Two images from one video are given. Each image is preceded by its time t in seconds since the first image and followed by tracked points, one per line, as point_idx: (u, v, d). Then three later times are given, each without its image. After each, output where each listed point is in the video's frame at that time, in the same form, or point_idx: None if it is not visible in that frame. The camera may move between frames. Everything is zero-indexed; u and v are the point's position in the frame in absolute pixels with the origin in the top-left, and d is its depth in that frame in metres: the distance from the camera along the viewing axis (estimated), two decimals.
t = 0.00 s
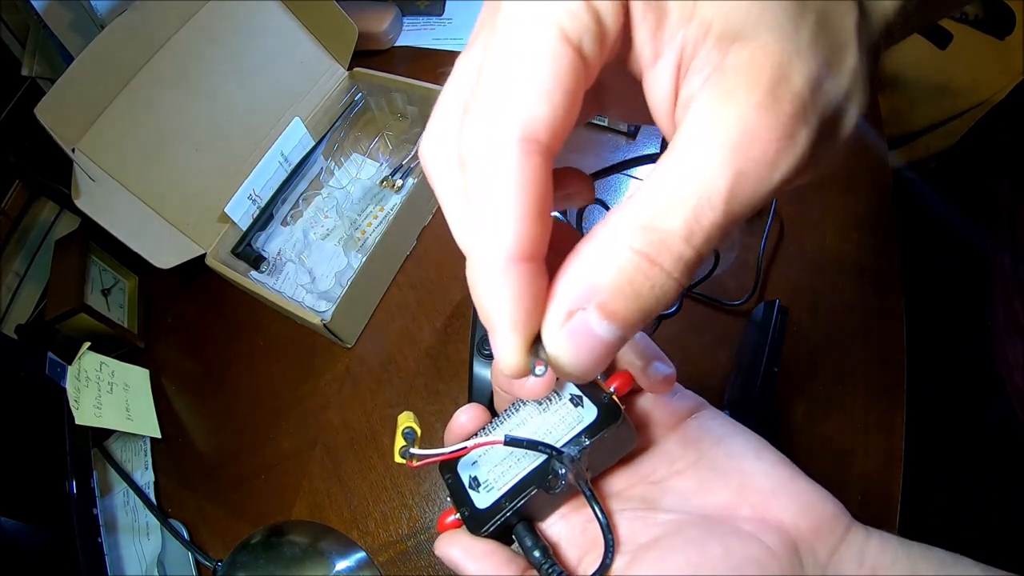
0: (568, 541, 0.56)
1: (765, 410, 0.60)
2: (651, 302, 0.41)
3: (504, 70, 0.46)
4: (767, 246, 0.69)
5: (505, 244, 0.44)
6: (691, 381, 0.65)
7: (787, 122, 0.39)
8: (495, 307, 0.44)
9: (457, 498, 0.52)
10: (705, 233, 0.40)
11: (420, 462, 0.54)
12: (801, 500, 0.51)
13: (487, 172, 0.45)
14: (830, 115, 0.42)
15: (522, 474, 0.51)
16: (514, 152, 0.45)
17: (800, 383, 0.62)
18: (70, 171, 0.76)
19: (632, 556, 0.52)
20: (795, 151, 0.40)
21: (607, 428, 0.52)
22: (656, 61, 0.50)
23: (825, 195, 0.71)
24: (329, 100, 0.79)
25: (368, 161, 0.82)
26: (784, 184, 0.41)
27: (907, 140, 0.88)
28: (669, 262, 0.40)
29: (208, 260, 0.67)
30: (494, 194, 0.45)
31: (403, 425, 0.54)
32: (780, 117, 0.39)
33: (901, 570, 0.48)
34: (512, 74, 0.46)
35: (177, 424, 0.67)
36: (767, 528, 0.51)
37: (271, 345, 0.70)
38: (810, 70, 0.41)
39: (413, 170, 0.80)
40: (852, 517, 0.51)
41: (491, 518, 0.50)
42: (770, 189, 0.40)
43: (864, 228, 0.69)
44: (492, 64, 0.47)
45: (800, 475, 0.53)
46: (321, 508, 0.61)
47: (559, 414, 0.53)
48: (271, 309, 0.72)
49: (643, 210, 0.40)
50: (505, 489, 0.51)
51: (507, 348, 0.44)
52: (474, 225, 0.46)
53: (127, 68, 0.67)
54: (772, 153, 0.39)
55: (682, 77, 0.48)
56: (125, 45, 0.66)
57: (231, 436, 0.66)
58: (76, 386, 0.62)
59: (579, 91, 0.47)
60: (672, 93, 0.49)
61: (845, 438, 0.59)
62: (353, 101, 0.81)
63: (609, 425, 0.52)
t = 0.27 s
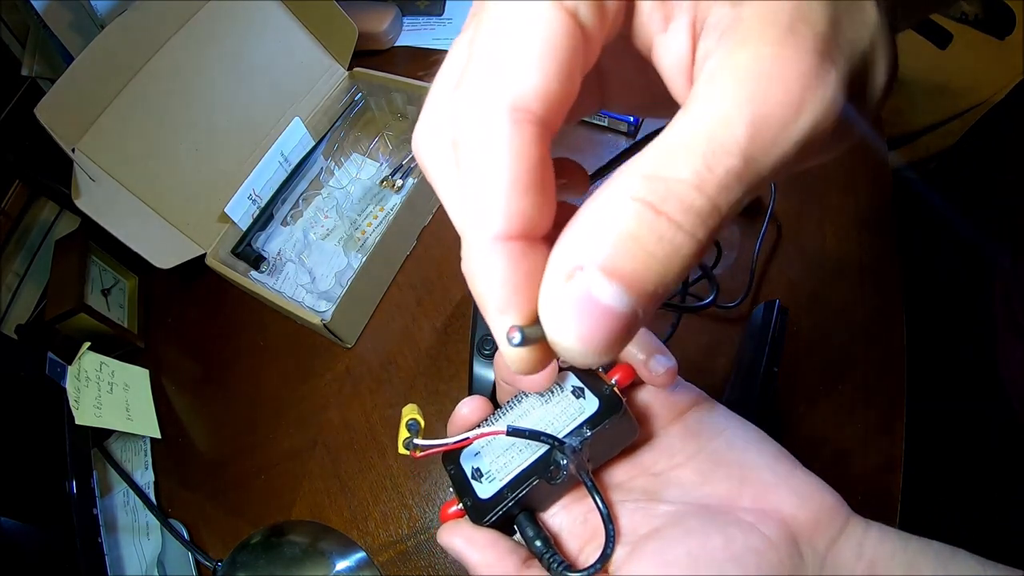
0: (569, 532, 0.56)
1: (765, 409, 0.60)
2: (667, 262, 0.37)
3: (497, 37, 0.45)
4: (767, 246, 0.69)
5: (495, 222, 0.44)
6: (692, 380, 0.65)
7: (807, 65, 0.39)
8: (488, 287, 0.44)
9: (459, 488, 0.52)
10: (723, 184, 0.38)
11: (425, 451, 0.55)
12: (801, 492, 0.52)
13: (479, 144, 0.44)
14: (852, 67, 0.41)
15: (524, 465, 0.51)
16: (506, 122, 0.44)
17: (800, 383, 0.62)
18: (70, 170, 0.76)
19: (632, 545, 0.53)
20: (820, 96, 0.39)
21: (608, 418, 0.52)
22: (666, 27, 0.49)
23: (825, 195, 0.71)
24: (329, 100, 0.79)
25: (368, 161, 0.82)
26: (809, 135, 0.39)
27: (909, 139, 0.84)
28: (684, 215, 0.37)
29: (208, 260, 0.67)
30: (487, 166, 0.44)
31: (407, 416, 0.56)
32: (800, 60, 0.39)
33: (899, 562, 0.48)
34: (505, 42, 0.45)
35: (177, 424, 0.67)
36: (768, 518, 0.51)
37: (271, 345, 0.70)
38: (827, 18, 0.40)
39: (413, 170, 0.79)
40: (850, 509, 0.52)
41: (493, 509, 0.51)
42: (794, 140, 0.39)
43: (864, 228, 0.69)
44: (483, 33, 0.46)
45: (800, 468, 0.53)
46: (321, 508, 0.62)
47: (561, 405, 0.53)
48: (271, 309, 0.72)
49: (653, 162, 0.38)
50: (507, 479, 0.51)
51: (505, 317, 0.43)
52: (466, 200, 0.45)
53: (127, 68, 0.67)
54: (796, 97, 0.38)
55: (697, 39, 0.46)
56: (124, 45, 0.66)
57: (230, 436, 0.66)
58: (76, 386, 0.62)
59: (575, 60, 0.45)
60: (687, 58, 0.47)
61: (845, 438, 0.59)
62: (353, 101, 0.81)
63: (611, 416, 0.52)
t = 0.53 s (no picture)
0: (569, 526, 0.56)
1: (765, 409, 0.60)
2: (681, 224, 0.36)
3: (499, 17, 0.44)
4: (767, 246, 0.69)
5: (495, 207, 0.43)
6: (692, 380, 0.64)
7: (835, 19, 0.37)
8: (483, 277, 0.43)
9: (459, 482, 0.52)
10: (741, 144, 0.36)
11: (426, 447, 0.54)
12: (800, 488, 0.52)
13: (479, 125, 0.43)
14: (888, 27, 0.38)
15: (524, 459, 0.52)
16: (507, 102, 0.43)
17: (800, 383, 0.62)
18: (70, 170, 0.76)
19: (631, 539, 0.52)
20: (851, 51, 0.37)
21: (608, 414, 0.53)
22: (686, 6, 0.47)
23: (825, 195, 0.71)
24: (329, 100, 0.79)
25: (368, 161, 0.82)
26: (839, 93, 0.37)
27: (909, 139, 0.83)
28: (698, 175, 0.36)
29: (208, 260, 0.67)
30: (488, 147, 0.43)
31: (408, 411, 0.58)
32: (826, 15, 0.37)
33: (898, 559, 0.48)
34: (507, 22, 0.44)
35: (177, 424, 0.67)
36: (768, 514, 0.51)
37: (271, 345, 0.70)
38: None
39: (413, 170, 0.79)
40: (850, 506, 0.52)
41: (493, 502, 0.51)
42: (822, 99, 0.37)
43: (864, 228, 0.69)
44: (484, 17, 0.45)
45: (799, 464, 0.54)
46: (321, 508, 0.61)
47: (561, 400, 0.53)
48: (271, 309, 0.72)
49: (666, 124, 0.37)
50: (507, 473, 0.51)
51: (498, 306, 0.42)
52: (467, 183, 0.45)
53: (127, 68, 0.67)
54: (822, 52, 0.37)
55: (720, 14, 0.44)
56: (125, 45, 0.66)
57: (230, 436, 0.66)
58: (76, 386, 0.62)
59: (581, 43, 0.45)
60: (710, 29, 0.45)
61: (845, 437, 0.59)
62: (353, 101, 0.81)
63: (611, 411, 0.53)
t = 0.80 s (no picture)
0: (570, 526, 0.56)
1: (765, 410, 0.60)
2: (668, 207, 0.37)
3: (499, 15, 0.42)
4: (767, 246, 0.69)
5: (487, 211, 0.41)
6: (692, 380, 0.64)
7: (831, 12, 0.38)
8: (474, 285, 0.41)
9: (460, 481, 0.52)
10: (730, 132, 0.37)
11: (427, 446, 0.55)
12: (800, 488, 0.52)
13: (475, 127, 0.42)
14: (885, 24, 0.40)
15: (525, 459, 0.52)
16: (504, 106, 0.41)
17: (800, 383, 0.62)
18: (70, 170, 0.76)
19: (631, 539, 0.52)
20: (846, 43, 0.38)
21: (608, 413, 0.53)
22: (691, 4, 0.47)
23: (825, 195, 0.71)
24: (329, 100, 0.79)
25: (368, 161, 0.82)
26: (831, 84, 0.38)
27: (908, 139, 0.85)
28: (686, 160, 0.37)
29: (209, 260, 0.67)
30: (482, 150, 0.41)
31: (409, 412, 0.58)
32: (821, 9, 0.37)
33: (898, 558, 0.49)
34: (506, 19, 0.42)
35: (177, 424, 0.67)
36: (767, 513, 0.51)
37: (271, 345, 0.70)
38: None
39: (413, 170, 0.79)
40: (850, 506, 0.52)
41: (493, 502, 0.51)
42: (813, 89, 0.38)
43: (864, 228, 0.69)
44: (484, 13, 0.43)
45: (799, 463, 0.54)
46: (321, 508, 0.61)
47: (562, 400, 0.53)
48: (271, 309, 0.72)
49: (656, 112, 0.38)
50: (508, 473, 0.51)
51: (488, 313, 0.40)
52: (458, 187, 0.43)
53: (127, 68, 0.67)
54: (816, 44, 0.37)
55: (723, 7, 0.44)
56: (125, 45, 0.66)
57: (230, 435, 0.66)
58: (76, 386, 0.62)
59: (582, 49, 0.43)
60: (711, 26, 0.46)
61: (845, 437, 0.59)
62: (353, 101, 0.81)
63: (612, 411, 0.53)
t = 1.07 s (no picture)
0: (569, 527, 0.56)
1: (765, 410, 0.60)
2: (649, 207, 0.37)
3: (495, 21, 0.41)
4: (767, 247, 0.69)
5: (476, 215, 0.38)
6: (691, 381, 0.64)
7: (823, 34, 0.39)
8: (460, 295, 0.39)
9: (459, 483, 0.52)
10: (715, 140, 0.38)
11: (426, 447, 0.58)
12: (799, 488, 0.52)
13: (466, 134, 0.40)
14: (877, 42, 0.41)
15: (524, 461, 0.52)
16: (497, 113, 0.40)
17: (801, 383, 0.62)
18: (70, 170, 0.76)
19: (631, 539, 0.52)
20: (833, 66, 0.39)
21: (608, 415, 0.53)
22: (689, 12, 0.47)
23: (824, 195, 0.71)
24: (329, 100, 0.79)
25: (368, 161, 0.82)
26: (813, 104, 0.40)
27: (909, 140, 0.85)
28: (671, 164, 0.37)
29: (208, 260, 0.67)
30: (473, 157, 0.39)
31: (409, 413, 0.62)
32: (813, 30, 0.39)
33: (896, 559, 0.49)
34: (502, 25, 0.41)
35: (177, 424, 0.67)
36: (766, 514, 0.51)
37: (271, 345, 0.70)
38: None
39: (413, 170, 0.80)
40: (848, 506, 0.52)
41: (493, 503, 0.51)
42: (798, 106, 0.39)
43: (863, 228, 0.69)
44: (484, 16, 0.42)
45: (798, 464, 0.54)
46: (321, 508, 0.62)
47: (561, 402, 0.54)
48: (271, 309, 0.72)
49: (646, 113, 0.38)
50: (507, 475, 0.51)
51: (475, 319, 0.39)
52: (442, 192, 0.40)
53: (127, 68, 0.67)
54: (804, 64, 0.39)
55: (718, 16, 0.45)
56: (125, 45, 0.66)
57: (230, 435, 0.66)
58: (76, 386, 0.62)
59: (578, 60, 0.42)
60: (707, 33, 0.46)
61: (845, 438, 0.59)
62: (353, 101, 0.81)
63: (611, 412, 0.53)
